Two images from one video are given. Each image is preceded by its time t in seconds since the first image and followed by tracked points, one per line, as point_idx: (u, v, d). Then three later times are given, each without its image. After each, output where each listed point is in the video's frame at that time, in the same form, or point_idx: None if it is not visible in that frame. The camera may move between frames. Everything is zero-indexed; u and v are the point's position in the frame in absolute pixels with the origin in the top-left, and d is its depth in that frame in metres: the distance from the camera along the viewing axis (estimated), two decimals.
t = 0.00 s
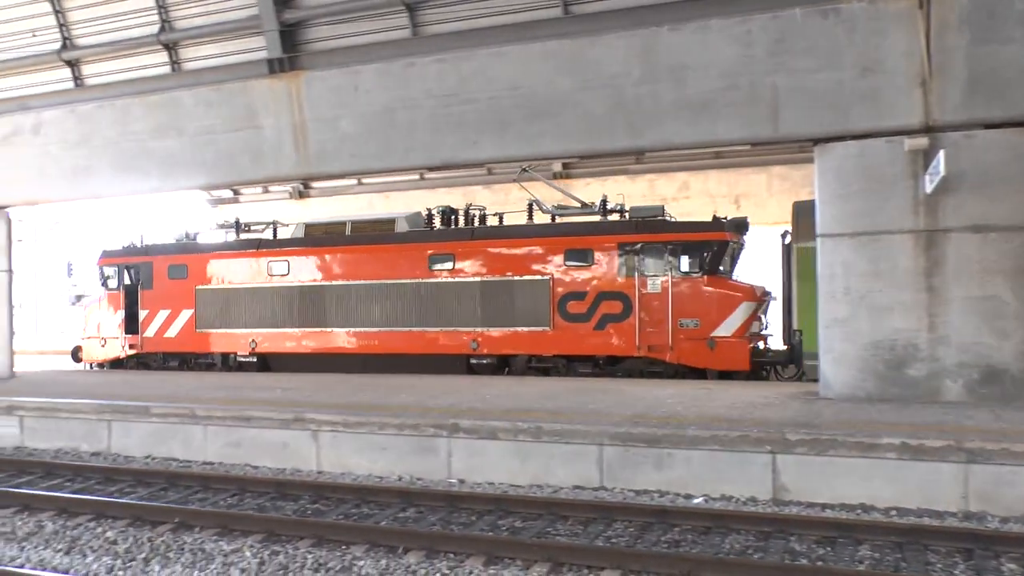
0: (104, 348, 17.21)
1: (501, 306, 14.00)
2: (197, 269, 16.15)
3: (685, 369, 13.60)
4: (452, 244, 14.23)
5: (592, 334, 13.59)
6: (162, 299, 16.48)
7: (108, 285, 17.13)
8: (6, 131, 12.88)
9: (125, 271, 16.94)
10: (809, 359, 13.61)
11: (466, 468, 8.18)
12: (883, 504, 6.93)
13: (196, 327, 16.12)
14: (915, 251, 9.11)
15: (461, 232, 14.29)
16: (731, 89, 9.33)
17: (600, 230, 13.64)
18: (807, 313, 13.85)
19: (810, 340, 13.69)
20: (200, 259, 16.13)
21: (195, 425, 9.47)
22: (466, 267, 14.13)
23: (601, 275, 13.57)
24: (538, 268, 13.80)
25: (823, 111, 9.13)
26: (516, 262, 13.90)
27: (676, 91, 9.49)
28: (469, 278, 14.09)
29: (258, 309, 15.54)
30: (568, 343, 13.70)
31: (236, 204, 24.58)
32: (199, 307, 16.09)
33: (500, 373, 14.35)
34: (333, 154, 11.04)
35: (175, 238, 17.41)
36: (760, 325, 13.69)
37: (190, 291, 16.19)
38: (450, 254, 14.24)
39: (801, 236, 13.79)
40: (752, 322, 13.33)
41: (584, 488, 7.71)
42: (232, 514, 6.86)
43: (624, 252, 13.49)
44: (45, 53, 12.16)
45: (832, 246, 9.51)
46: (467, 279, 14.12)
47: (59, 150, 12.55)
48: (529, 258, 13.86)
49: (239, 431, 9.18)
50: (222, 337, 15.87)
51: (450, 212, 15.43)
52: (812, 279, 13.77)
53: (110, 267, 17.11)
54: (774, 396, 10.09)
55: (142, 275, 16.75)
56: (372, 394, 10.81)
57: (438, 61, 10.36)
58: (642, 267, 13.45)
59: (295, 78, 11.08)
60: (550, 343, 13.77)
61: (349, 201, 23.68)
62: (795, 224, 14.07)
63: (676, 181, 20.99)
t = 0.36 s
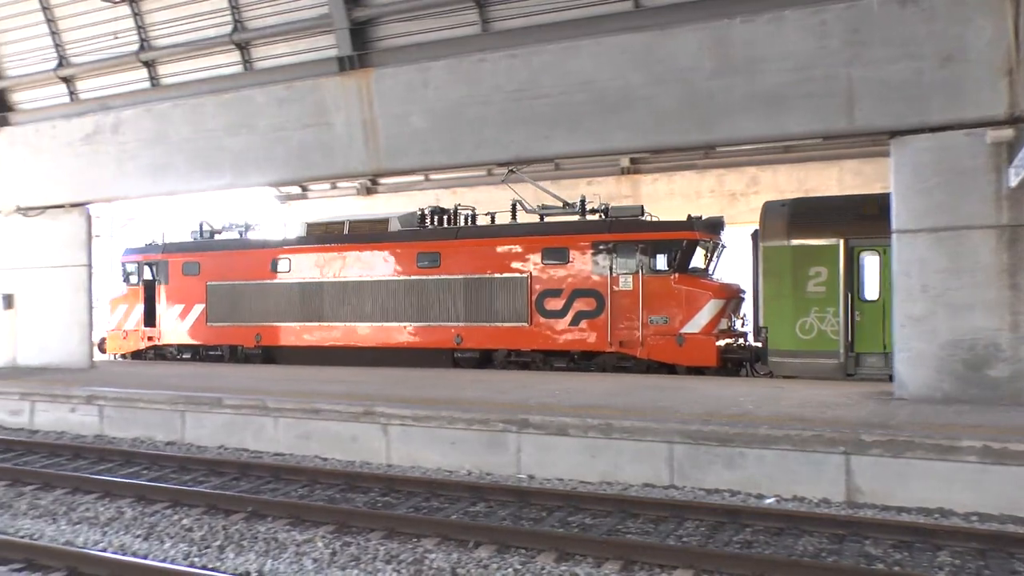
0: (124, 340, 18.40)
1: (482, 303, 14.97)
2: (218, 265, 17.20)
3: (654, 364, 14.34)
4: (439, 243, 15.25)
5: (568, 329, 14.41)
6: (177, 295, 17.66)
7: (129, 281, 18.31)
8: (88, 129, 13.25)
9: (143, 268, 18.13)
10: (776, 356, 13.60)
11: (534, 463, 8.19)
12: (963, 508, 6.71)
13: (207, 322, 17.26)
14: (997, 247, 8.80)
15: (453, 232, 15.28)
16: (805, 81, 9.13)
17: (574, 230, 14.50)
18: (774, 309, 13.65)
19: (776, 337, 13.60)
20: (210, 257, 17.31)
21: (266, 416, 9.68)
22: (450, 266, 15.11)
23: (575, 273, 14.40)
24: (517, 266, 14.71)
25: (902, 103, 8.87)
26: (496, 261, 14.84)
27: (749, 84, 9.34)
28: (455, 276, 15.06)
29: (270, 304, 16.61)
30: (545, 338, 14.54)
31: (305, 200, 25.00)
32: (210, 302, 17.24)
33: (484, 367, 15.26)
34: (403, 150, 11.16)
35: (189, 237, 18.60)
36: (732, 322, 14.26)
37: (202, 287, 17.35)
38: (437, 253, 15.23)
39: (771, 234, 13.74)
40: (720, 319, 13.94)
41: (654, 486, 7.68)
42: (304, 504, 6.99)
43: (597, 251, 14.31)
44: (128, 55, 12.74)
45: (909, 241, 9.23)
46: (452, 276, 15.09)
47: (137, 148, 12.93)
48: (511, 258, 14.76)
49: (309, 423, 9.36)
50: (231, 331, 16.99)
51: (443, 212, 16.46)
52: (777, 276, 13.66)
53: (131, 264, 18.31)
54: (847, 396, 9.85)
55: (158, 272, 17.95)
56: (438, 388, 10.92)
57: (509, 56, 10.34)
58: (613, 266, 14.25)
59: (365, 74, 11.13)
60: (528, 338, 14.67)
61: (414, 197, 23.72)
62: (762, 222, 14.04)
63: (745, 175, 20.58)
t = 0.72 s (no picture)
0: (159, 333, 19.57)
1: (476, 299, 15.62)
2: (248, 265, 18.13)
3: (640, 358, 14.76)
4: (437, 242, 16.00)
5: (560, 325, 14.95)
6: (206, 290, 18.80)
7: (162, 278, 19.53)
8: (171, 130, 13.73)
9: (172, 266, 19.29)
10: (756, 350, 13.90)
11: (613, 461, 8.17)
12: None
13: (233, 316, 18.37)
14: None
15: (453, 232, 15.95)
16: (890, 70, 8.86)
17: (562, 230, 15.07)
18: (751, 306, 13.95)
19: (754, 332, 13.92)
20: (233, 256, 18.40)
21: (344, 410, 9.86)
22: (448, 264, 15.84)
23: (564, 270, 14.96)
24: (509, 264, 15.32)
25: (994, 90, 8.53)
26: (488, 259, 15.48)
27: (831, 74, 9.11)
28: (453, 273, 15.77)
29: (290, 301, 17.49)
30: (536, 332, 15.13)
31: (380, 196, 25.33)
32: (235, 297, 18.35)
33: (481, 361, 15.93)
34: (478, 147, 11.12)
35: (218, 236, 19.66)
36: (716, 319, 14.58)
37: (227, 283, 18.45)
38: (435, 251, 15.97)
39: (749, 233, 14.05)
40: (702, 315, 14.29)
41: (734, 485, 7.58)
42: (383, 498, 7.10)
43: (585, 249, 14.84)
44: (209, 58, 13.15)
45: (1001, 234, 8.88)
46: (450, 274, 15.82)
47: (217, 147, 13.27)
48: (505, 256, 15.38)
49: (386, 418, 9.51)
50: (252, 325, 18.01)
51: (448, 212, 16.84)
52: (752, 274, 13.99)
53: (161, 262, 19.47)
54: (934, 395, 9.53)
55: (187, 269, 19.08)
56: (511, 383, 10.98)
57: (585, 51, 10.29)
58: (600, 263, 14.74)
59: (442, 73, 11.22)
60: (520, 332, 15.24)
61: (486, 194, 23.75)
62: (742, 221, 14.38)
63: (823, 168, 20.06)
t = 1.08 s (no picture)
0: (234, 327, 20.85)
1: (512, 296, 16.06)
2: (312, 265, 18.83)
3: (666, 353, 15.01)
4: (475, 242, 16.47)
5: (590, 321, 15.21)
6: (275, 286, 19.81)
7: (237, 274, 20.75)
8: (283, 132, 14.19)
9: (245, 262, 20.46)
10: (770, 346, 13.53)
11: (724, 461, 8.03)
12: None
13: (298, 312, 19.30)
14: None
15: (493, 233, 16.35)
16: (1019, 53, 8.36)
17: (590, 229, 15.35)
18: (766, 304, 13.65)
19: (770, 328, 13.59)
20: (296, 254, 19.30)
21: (454, 405, 10.00)
22: (486, 263, 16.29)
23: (592, 268, 15.22)
24: (543, 262, 15.69)
25: None
26: (522, 258, 15.88)
27: (954, 58, 8.66)
28: (491, 272, 16.23)
29: (347, 300, 18.24)
30: (567, 328, 15.46)
31: (488, 192, 25.43)
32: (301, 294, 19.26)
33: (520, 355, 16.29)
34: (587, 143, 11.10)
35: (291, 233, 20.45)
36: (736, 315, 14.78)
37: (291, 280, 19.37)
38: (473, 250, 16.45)
39: (765, 232, 13.72)
40: (723, 311, 14.48)
41: (850, 489, 7.32)
42: (492, 493, 7.17)
43: (612, 247, 15.08)
44: (320, 61, 13.54)
45: None
46: (488, 273, 16.27)
47: (329, 148, 13.65)
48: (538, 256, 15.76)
49: (497, 413, 9.60)
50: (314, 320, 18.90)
51: (492, 214, 16.99)
52: (767, 272, 13.66)
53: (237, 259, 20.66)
54: None
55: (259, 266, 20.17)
56: (617, 380, 10.92)
57: (695, 43, 10.10)
58: (628, 262, 14.97)
59: (549, 70, 11.27)
60: (553, 328, 15.60)
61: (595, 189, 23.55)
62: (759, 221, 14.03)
63: (943, 158, 19.12)
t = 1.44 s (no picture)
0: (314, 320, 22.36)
1: (549, 296, 16.58)
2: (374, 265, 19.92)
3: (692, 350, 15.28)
4: (518, 245, 17.05)
5: (621, 319, 15.58)
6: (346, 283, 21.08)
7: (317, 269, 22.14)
8: (388, 133, 14.49)
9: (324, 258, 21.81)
10: (785, 344, 13.58)
11: (831, 466, 7.72)
12: None
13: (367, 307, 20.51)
14: None
15: (535, 235, 16.87)
16: None
17: (620, 231, 15.72)
18: (781, 302, 13.64)
19: (783, 325, 13.60)
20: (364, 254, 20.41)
21: (554, 404, 9.97)
22: (528, 265, 16.88)
23: (622, 270, 15.60)
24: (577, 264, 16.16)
25: None
26: (558, 260, 16.40)
27: None
28: (531, 274, 16.81)
29: (408, 300, 19.10)
30: (598, 326, 15.88)
31: (590, 192, 24.87)
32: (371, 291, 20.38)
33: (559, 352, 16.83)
34: (689, 140, 10.85)
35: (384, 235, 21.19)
36: (758, 313, 14.92)
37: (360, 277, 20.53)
38: (515, 252, 17.04)
39: (781, 234, 13.70)
40: (743, 310, 14.65)
41: (965, 499, 6.94)
42: (592, 494, 7.10)
43: (641, 249, 15.40)
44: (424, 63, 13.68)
45: None
46: (529, 275, 16.86)
47: (431, 148, 13.84)
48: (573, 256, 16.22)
49: (598, 413, 9.52)
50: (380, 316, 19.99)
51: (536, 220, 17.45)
52: (781, 272, 13.63)
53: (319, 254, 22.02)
54: None
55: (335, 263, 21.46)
56: (720, 382, 10.71)
57: (801, 34, 9.77)
58: (655, 262, 15.25)
59: (652, 66, 11.08)
60: (585, 326, 16.06)
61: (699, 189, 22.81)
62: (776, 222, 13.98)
63: None
